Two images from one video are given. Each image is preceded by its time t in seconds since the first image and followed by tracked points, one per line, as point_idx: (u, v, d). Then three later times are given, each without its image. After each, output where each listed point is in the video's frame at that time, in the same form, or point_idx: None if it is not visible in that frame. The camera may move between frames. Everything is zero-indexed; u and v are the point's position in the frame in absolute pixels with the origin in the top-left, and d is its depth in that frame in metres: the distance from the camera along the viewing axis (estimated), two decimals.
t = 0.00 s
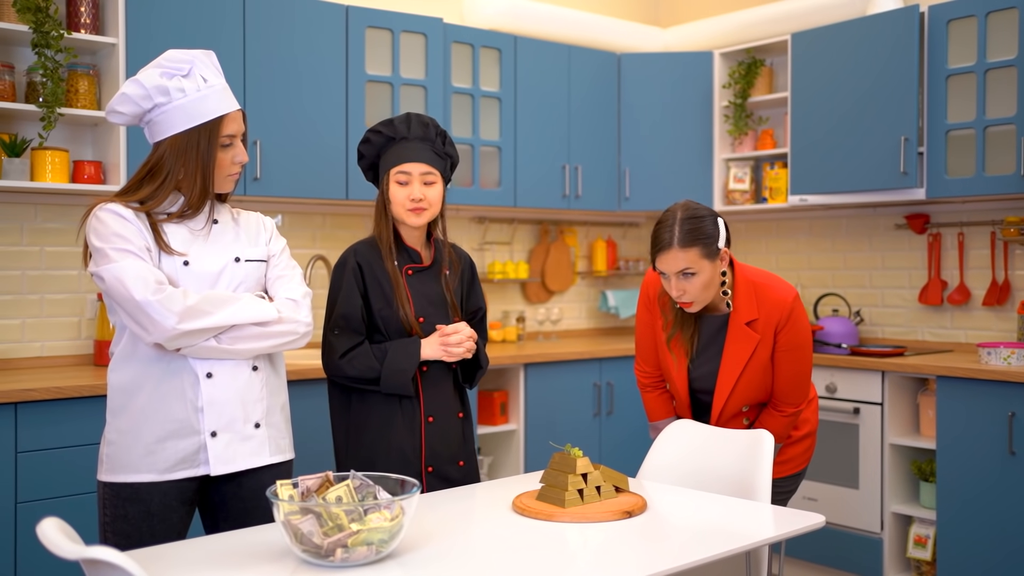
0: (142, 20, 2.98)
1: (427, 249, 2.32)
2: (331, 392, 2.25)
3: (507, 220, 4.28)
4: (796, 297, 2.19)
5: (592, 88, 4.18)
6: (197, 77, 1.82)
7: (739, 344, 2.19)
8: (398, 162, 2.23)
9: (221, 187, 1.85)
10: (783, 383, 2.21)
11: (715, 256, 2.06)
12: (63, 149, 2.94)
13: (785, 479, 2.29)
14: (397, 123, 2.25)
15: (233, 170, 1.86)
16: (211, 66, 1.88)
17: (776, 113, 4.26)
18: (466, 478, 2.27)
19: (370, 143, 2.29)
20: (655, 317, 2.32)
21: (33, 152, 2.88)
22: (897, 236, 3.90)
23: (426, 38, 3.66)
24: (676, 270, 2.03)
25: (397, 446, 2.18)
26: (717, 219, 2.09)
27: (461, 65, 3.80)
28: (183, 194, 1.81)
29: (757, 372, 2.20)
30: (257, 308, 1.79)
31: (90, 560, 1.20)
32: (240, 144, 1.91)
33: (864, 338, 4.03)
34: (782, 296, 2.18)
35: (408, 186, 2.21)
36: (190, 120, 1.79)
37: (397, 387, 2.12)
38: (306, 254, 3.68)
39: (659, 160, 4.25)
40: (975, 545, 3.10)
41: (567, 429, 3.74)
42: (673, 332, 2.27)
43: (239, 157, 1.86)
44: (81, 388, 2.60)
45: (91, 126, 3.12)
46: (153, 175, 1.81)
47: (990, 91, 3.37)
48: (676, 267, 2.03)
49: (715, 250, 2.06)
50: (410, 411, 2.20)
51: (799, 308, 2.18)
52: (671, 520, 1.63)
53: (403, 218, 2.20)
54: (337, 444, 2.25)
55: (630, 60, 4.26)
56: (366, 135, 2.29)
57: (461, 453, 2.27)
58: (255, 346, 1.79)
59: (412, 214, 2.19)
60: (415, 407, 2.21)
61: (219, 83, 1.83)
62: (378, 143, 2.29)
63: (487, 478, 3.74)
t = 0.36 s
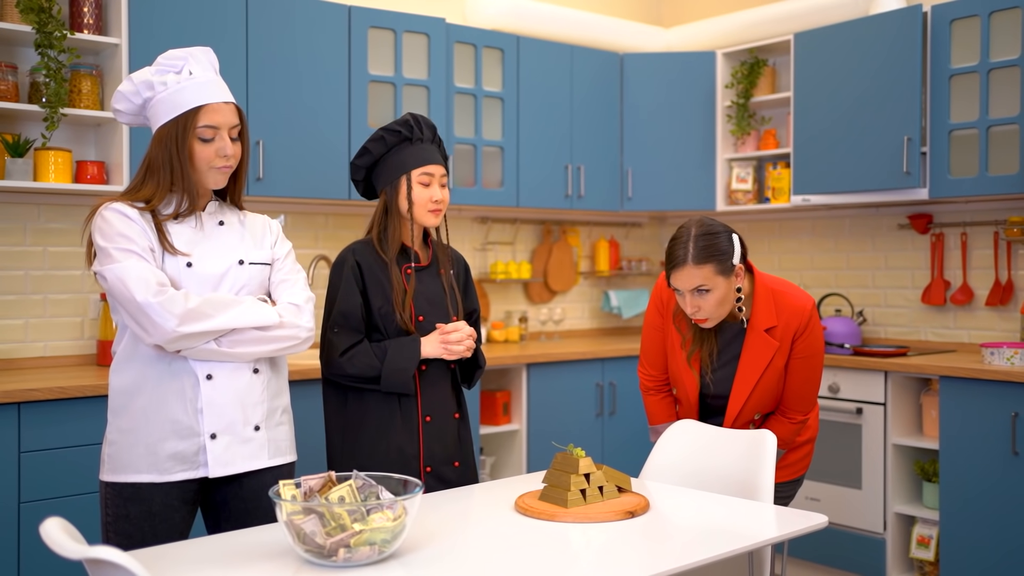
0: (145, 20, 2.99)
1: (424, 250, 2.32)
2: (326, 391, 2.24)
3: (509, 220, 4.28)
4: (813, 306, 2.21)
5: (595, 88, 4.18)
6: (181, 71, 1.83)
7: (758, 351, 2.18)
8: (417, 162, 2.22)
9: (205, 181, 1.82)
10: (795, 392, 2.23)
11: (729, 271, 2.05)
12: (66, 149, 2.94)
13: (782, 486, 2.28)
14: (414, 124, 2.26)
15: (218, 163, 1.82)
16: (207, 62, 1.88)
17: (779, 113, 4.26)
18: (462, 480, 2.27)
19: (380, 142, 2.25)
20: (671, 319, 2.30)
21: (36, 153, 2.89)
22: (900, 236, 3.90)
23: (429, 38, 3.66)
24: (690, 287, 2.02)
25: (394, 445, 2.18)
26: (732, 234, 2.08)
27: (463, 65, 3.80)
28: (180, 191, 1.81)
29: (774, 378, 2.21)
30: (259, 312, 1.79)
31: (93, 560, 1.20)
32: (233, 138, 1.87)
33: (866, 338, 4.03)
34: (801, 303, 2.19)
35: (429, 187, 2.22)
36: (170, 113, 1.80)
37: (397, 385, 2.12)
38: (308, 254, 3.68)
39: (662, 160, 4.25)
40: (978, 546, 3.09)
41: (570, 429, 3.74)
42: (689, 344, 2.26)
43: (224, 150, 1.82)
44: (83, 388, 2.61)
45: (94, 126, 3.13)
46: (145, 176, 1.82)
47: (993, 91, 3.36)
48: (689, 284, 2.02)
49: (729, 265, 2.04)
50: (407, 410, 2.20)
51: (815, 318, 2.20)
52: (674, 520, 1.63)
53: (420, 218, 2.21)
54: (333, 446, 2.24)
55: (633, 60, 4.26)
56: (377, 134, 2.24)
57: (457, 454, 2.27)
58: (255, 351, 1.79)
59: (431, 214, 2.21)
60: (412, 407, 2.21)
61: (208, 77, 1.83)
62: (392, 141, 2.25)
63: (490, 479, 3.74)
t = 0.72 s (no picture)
0: (147, 20, 2.99)
1: (417, 246, 2.33)
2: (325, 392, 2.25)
3: (511, 220, 4.29)
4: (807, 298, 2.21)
5: (596, 88, 4.18)
6: (188, 70, 1.83)
7: (753, 345, 2.18)
8: (413, 167, 2.22)
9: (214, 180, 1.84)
10: (796, 383, 2.22)
11: (717, 264, 2.04)
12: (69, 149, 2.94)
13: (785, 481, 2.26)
14: (412, 126, 2.25)
15: (228, 161, 1.84)
16: (209, 60, 1.89)
17: (780, 113, 4.26)
18: (463, 476, 2.27)
19: (378, 144, 2.23)
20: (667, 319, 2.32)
21: (38, 153, 2.89)
22: (902, 236, 3.90)
23: (431, 38, 3.66)
24: (677, 278, 2.01)
25: (393, 442, 2.18)
26: (719, 228, 2.08)
27: (465, 65, 3.80)
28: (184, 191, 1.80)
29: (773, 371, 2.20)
30: (259, 314, 1.79)
31: (96, 560, 1.20)
32: (239, 134, 1.90)
33: (868, 338, 4.03)
34: (794, 295, 2.19)
35: (426, 193, 2.22)
36: (179, 112, 1.80)
37: (391, 381, 2.11)
38: (310, 254, 3.68)
39: (664, 160, 4.25)
40: (980, 546, 3.09)
41: (572, 429, 3.74)
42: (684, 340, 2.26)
43: (235, 148, 1.85)
44: (85, 388, 2.61)
45: (96, 126, 3.13)
46: (151, 173, 1.82)
47: (996, 91, 3.36)
48: (677, 275, 2.01)
49: (717, 258, 2.04)
50: (405, 407, 2.20)
51: (809, 308, 2.20)
52: (676, 520, 1.63)
53: (416, 221, 2.22)
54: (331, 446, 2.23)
55: (635, 60, 4.26)
56: (375, 137, 2.22)
57: (457, 450, 2.27)
58: (256, 352, 1.79)
59: (425, 218, 2.22)
60: (410, 404, 2.21)
61: (214, 75, 1.84)
62: (390, 144, 2.23)
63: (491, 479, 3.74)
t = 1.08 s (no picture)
0: (148, 20, 2.99)
1: (423, 252, 2.32)
2: (329, 397, 2.26)
3: (512, 220, 4.29)
4: (777, 298, 2.13)
5: (597, 89, 4.18)
6: (196, 69, 1.83)
7: (731, 366, 2.12)
8: (419, 169, 2.22)
9: (223, 179, 1.85)
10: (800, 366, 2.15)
11: (682, 277, 2.00)
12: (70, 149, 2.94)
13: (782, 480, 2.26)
14: (418, 127, 2.25)
15: (237, 160, 1.86)
16: (212, 59, 1.89)
17: (781, 113, 4.26)
18: (462, 481, 2.27)
19: (384, 145, 2.23)
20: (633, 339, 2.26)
21: (39, 153, 2.89)
22: (903, 236, 3.89)
23: (432, 38, 3.66)
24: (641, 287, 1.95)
25: (393, 447, 2.18)
26: (686, 242, 2.04)
27: (466, 65, 3.80)
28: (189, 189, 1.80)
29: (762, 371, 2.17)
30: (261, 312, 1.79)
31: (97, 560, 1.20)
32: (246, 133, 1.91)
33: (869, 338, 4.03)
34: (761, 303, 2.11)
35: (432, 193, 2.22)
36: (190, 112, 1.80)
37: (391, 387, 2.12)
38: (311, 254, 3.68)
39: (665, 160, 4.25)
40: (981, 546, 3.09)
41: (573, 429, 3.74)
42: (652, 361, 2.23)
43: (243, 147, 1.87)
44: (86, 388, 2.61)
45: (97, 126, 3.13)
46: (158, 171, 1.81)
47: (996, 91, 3.36)
48: (641, 284, 1.95)
49: (683, 271, 2.00)
50: (407, 412, 2.21)
51: (783, 304, 2.12)
52: (677, 520, 1.63)
53: (421, 222, 2.21)
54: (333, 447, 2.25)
55: (636, 60, 4.26)
56: (381, 138, 2.23)
57: (457, 456, 2.26)
58: (258, 351, 1.79)
59: (431, 218, 2.21)
60: (412, 409, 2.21)
61: (220, 74, 1.85)
62: (395, 145, 2.24)
63: (492, 479, 3.74)
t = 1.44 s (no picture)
0: (150, 20, 2.99)
1: (430, 251, 2.32)
2: (336, 396, 2.27)
3: (514, 220, 4.29)
4: (766, 308, 2.10)
5: (599, 89, 4.18)
6: (201, 69, 1.82)
7: (723, 379, 2.09)
8: (431, 177, 2.21)
9: (228, 180, 1.85)
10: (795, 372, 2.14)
11: (667, 295, 1.99)
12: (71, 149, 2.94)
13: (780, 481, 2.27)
14: (434, 133, 2.22)
15: (242, 162, 1.85)
16: (217, 59, 1.89)
17: (783, 113, 4.25)
18: (472, 477, 2.28)
19: (398, 147, 2.22)
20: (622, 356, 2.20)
21: (41, 153, 2.89)
22: (905, 236, 3.89)
23: (434, 38, 3.66)
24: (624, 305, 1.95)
25: (400, 447, 2.19)
26: (673, 260, 2.02)
27: (468, 65, 3.80)
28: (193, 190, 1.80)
29: (757, 380, 2.16)
30: (264, 313, 1.78)
31: (99, 560, 1.20)
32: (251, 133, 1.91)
33: (871, 338, 4.02)
34: (750, 314, 2.09)
35: (437, 203, 2.22)
36: (195, 113, 1.80)
37: (398, 390, 2.13)
38: (313, 254, 3.68)
39: (667, 160, 4.25)
40: (984, 546, 3.08)
41: (574, 429, 3.74)
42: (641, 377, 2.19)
43: (249, 147, 1.86)
44: (88, 388, 2.61)
45: (99, 126, 3.13)
46: (163, 172, 1.81)
47: (999, 91, 3.35)
48: (625, 302, 1.95)
49: (667, 289, 1.98)
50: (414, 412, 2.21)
51: (773, 315, 2.10)
52: (679, 521, 1.63)
53: (425, 228, 2.22)
54: (342, 445, 2.26)
55: (638, 60, 4.26)
56: (395, 139, 2.21)
57: (467, 453, 2.27)
58: (262, 351, 1.79)
59: (435, 225, 2.22)
60: (419, 410, 2.21)
61: (225, 75, 1.84)
62: (409, 148, 2.22)
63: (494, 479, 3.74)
